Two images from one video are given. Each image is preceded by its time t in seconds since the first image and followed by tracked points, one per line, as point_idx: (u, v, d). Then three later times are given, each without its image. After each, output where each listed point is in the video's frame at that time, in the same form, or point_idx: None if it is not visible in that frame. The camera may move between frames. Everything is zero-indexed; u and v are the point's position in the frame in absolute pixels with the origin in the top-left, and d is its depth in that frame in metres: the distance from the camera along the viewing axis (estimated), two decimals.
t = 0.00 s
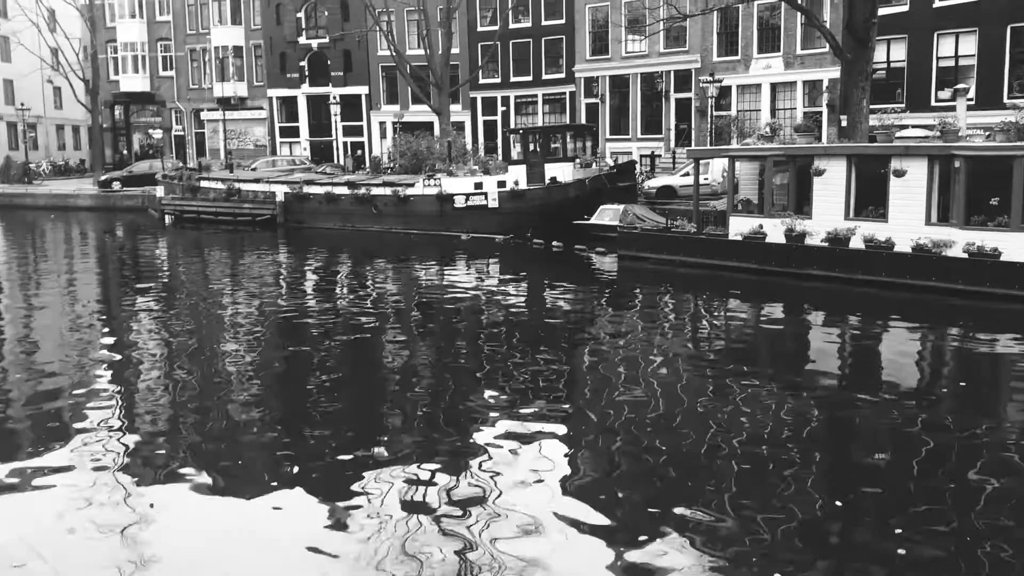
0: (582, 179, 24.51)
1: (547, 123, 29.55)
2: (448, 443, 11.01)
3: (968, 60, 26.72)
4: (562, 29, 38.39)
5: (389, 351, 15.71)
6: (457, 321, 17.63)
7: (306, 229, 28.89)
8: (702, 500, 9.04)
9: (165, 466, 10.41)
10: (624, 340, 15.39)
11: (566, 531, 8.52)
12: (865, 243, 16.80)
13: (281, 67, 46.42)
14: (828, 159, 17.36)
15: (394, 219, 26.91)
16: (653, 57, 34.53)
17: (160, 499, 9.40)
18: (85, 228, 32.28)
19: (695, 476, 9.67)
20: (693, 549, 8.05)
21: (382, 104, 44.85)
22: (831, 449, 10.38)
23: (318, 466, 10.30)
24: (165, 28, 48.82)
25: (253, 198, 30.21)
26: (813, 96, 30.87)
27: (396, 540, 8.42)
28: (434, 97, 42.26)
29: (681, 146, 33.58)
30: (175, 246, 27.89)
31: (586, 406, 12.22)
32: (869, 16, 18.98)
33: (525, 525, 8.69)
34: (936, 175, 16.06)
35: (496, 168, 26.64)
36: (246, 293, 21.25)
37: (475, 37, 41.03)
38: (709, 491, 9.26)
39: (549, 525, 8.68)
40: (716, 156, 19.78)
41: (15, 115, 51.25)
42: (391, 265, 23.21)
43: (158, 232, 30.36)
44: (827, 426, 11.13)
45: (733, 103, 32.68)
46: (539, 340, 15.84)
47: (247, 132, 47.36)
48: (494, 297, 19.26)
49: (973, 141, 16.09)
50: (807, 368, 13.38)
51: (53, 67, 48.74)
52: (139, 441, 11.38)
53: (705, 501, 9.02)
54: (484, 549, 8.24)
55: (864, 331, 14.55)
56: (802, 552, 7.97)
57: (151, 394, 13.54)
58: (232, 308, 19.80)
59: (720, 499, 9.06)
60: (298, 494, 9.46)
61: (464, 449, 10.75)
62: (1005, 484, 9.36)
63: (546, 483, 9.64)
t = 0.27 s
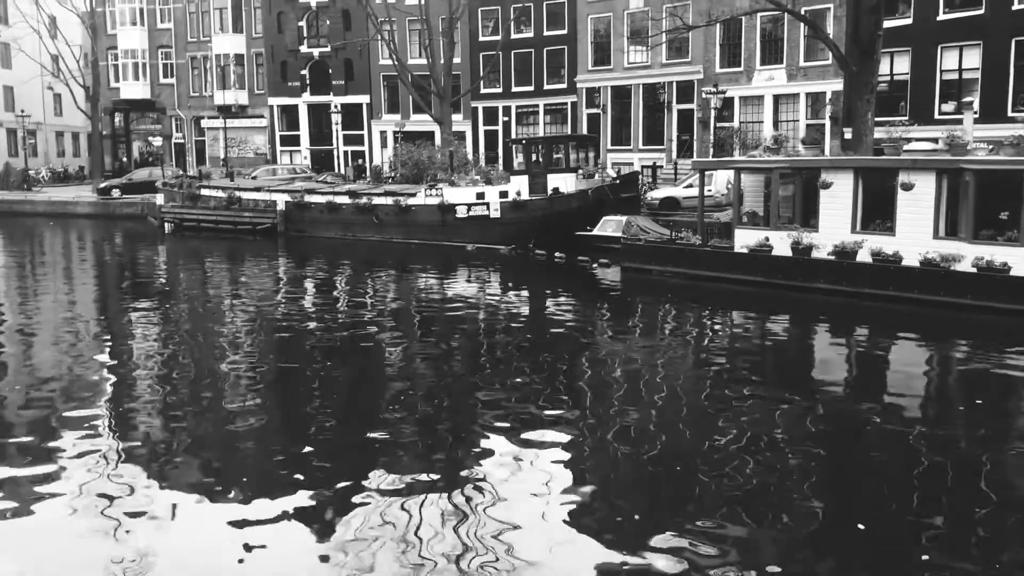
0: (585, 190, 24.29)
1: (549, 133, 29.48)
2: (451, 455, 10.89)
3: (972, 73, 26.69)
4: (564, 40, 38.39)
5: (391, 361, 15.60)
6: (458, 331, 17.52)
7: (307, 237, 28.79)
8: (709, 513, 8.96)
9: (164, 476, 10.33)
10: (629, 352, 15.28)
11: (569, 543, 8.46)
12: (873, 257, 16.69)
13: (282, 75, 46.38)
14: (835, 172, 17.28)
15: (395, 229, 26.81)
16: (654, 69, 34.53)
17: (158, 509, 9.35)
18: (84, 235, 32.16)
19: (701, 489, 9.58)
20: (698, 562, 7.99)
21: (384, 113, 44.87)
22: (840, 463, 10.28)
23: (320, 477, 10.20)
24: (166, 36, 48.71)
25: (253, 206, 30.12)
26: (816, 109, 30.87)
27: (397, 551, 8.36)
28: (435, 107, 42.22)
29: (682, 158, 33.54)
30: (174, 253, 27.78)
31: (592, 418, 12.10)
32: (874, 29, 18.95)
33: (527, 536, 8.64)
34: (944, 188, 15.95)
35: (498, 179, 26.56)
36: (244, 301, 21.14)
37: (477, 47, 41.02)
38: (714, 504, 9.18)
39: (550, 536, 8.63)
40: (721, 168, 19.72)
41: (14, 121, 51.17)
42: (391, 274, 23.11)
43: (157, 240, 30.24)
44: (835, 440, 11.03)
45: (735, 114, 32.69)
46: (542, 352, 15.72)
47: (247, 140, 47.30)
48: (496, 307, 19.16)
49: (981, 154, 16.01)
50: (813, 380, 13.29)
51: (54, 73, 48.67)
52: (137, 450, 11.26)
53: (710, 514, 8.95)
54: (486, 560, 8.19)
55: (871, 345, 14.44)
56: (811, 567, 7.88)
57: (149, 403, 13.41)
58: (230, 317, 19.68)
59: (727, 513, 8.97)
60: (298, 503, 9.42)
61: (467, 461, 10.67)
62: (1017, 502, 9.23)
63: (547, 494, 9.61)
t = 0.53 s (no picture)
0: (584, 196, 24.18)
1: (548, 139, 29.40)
2: (453, 464, 10.75)
3: (971, 81, 26.72)
4: (562, 46, 38.39)
5: (390, 368, 15.48)
6: (457, 338, 17.40)
7: (305, 244, 28.66)
8: (718, 525, 8.84)
9: (161, 484, 10.18)
10: (632, 360, 15.17)
11: (573, 555, 8.32)
12: (877, 265, 16.61)
13: (279, 80, 46.34)
14: (837, 179, 17.28)
15: (393, 236, 26.70)
16: (653, 75, 34.53)
17: (155, 517, 9.21)
18: (79, 242, 31.93)
19: (708, 500, 9.45)
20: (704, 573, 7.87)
21: (381, 119, 44.87)
22: (849, 474, 10.17)
23: (321, 486, 10.05)
24: (163, 41, 48.48)
25: (251, 213, 29.99)
26: (815, 116, 30.86)
27: (398, 562, 8.23)
28: (433, 113, 42.18)
29: (681, 165, 33.51)
30: (171, 260, 27.60)
31: (597, 426, 11.98)
32: (874, 36, 18.96)
33: (532, 548, 8.50)
34: (949, 195, 15.92)
35: (497, 185, 26.47)
36: (241, 308, 20.99)
37: (474, 53, 40.99)
38: (721, 515, 9.06)
39: (549, 544, 8.57)
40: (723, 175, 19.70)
41: (9, 127, 50.92)
42: (389, 281, 23.00)
43: (154, 246, 30.09)
44: (844, 451, 10.91)
45: (733, 121, 32.66)
46: (543, 359, 15.60)
47: (244, 146, 47.16)
48: (495, 314, 19.05)
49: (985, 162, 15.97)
50: (818, 390, 13.18)
51: (49, 78, 48.44)
52: (133, 458, 11.09)
53: (718, 526, 8.82)
54: (490, 572, 8.06)
55: (876, 354, 14.34)
56: None
57: (144, 410, 13.25)
58: (227, 323, 19.53)
59: (735, 525, 8.85)
60: (299, 513, 9.29)
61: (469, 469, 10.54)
62: None
63: (550, 504, 9.47)
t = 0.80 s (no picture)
0: (581, 200, 24.10)
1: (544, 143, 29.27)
2: (454, 472, 10.60)
3: (967, 83, 26.71)
4: (556, 50, 38.35)
5: (387, 375, 15.30)
6: (455, 344, 17.26)
7: (299, 249, 28.49)
8: (721, 533, 8.70)
9: (153, 496, 9.95)
10: (632, 366, 15.02)
11: (576, 570, 8.15)
12: (880, 268, 16.54)
13: (271, 85, 46.09)
14: (838, 182, 17.21)
15: (388, 241, 26.55)
16: (647, 78, 34.47)
17: (145, 531, 9.03)
18: (70, 248, 31.65)
19: (712, 508, 9.29)
20: None
21: (374, 123, 44.77)
22: (855, 481, 10.05)
23: (318, 496, 9.85)
24: (154, 46, 48.33)
25: (244, 218, 29.78)
26: (810, 119, 30.80)
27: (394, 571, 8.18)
28: (426, 116, 42.03)
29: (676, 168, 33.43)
30: (163, 266, 27.37)
31: (599, 433, 11.83)
32: (872, 39, 18.90)
33: (535, 562, 8.33)
34: (951, 198, 15.86)
35: (493, 189, 26.34)
36: (234, 315, 20.77)
37: (467, 57, 40.90)
38: (728, 523, 8.93)
39: (544, 551, 8.53)
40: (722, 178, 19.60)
41: None
42: (385, 287, 22.87)
43: (146, 252, 29.82)
44: (850, 456, 10.79)
45: (729, 124, 32.59)
46: (541, 365, 15.43)
47: (236, 151, 46.90)
48: (492, 320, 18.90)
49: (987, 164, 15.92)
50: (822, 394, 13.07)
51: (38, 83, 48.11)
52: (126, 470, 10.85)
53: (724, 535, 8.68)
54: None
55: (879, 358, 14.26)
56: None
57: (137, 420, 13.02)
58: (220, 330, 19.30)
59: (741, 533, 8.72)
60: (294, 526, 9.08)
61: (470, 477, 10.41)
62: None
63: (546, 515, 9.31)
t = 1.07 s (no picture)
0: (580, 204, 24.16)
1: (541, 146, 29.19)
2: (457, 479, 10.48)
3: (964, 84, 26.71)
4: (552, 53, 38.32)
5: (388, 381, 15.19)
6: (456, 350, 17.16)
7: (296, 255, 28.37)
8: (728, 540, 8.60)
9: (149, 508, 9.79)
10: (635, 370, 14.92)
11: None
12: (883, 270, 16.47)
13: (266, 90, 45.95)
14: (840, 184, 17.13)
15: (386, 246, 26.46)
16: (643, 81, 34.45)
17: (144, 540, 8.99)
18: (64, 256, 31.46)
19: (718, 515, 9.19)
20: None
21: (369, 128, 44.69)
22: (862, 486, 9.96)
23: (319, 506, 9.72)
24: (147, 52, 48.07)
25: (240, 224, 29.66)
26: (807, 120, 30.82)
27: None
28: (422, 121, 41.96)
29: (673, 171, 33.43)
30: (158, 274, 27.21)
31: (604, 438, 11.74)
32: (871, 39, 18.85)
33: (537, 570, 8.27)
34: (954, 200, 15.82)
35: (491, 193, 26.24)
36: (230, 322, 20.63)
37: (463, 61, 40.84)
38: (733, 531, 8.83)
39: (546, 557, 8.52)
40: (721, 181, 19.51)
41: None
42: (383, 292, 22.80)
43: (142, 259, 29.67)
44: (856, 460, 10.71)
45: (725, 127, 32.57)
46: (540, 370, 15.35)
47: (231, 156, 46.77)
48: (491, 325, 18.82)
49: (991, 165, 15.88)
50: (825, 398, 12.99)
51: (32, 90, 47.90)
52: (122, 481, 10.69)
53: (731, 543, 8.58)
54: None
55: (883, 360, 14.20)
56: None
57: (134, 428, 12.86)
58: (217, 338, 19.16)
59: (747, 541, 8.62)
60: (294, 539, 8.92)
61: (473, 485, 10.30)
62: None
63: (549, 521, 9.26)
